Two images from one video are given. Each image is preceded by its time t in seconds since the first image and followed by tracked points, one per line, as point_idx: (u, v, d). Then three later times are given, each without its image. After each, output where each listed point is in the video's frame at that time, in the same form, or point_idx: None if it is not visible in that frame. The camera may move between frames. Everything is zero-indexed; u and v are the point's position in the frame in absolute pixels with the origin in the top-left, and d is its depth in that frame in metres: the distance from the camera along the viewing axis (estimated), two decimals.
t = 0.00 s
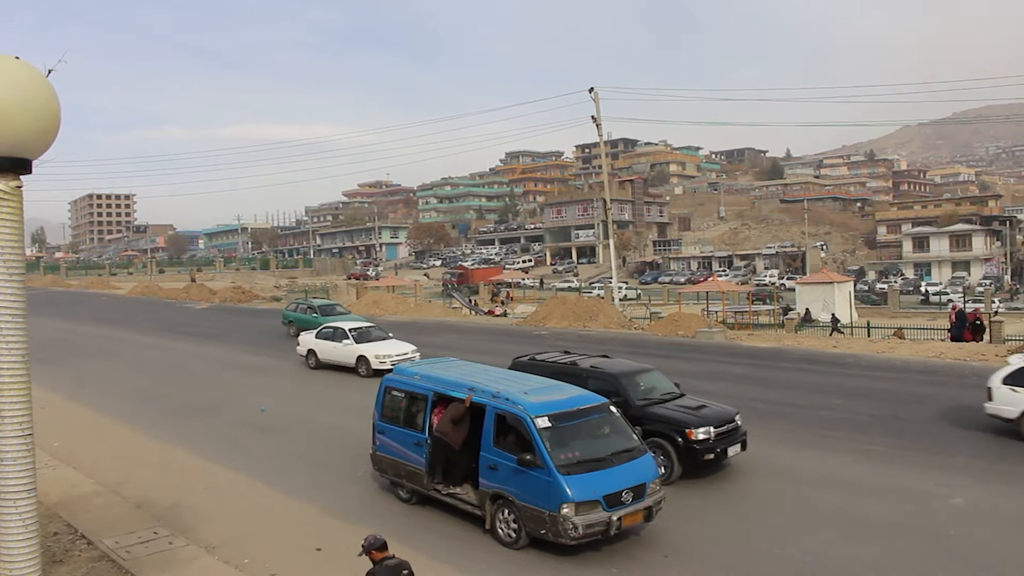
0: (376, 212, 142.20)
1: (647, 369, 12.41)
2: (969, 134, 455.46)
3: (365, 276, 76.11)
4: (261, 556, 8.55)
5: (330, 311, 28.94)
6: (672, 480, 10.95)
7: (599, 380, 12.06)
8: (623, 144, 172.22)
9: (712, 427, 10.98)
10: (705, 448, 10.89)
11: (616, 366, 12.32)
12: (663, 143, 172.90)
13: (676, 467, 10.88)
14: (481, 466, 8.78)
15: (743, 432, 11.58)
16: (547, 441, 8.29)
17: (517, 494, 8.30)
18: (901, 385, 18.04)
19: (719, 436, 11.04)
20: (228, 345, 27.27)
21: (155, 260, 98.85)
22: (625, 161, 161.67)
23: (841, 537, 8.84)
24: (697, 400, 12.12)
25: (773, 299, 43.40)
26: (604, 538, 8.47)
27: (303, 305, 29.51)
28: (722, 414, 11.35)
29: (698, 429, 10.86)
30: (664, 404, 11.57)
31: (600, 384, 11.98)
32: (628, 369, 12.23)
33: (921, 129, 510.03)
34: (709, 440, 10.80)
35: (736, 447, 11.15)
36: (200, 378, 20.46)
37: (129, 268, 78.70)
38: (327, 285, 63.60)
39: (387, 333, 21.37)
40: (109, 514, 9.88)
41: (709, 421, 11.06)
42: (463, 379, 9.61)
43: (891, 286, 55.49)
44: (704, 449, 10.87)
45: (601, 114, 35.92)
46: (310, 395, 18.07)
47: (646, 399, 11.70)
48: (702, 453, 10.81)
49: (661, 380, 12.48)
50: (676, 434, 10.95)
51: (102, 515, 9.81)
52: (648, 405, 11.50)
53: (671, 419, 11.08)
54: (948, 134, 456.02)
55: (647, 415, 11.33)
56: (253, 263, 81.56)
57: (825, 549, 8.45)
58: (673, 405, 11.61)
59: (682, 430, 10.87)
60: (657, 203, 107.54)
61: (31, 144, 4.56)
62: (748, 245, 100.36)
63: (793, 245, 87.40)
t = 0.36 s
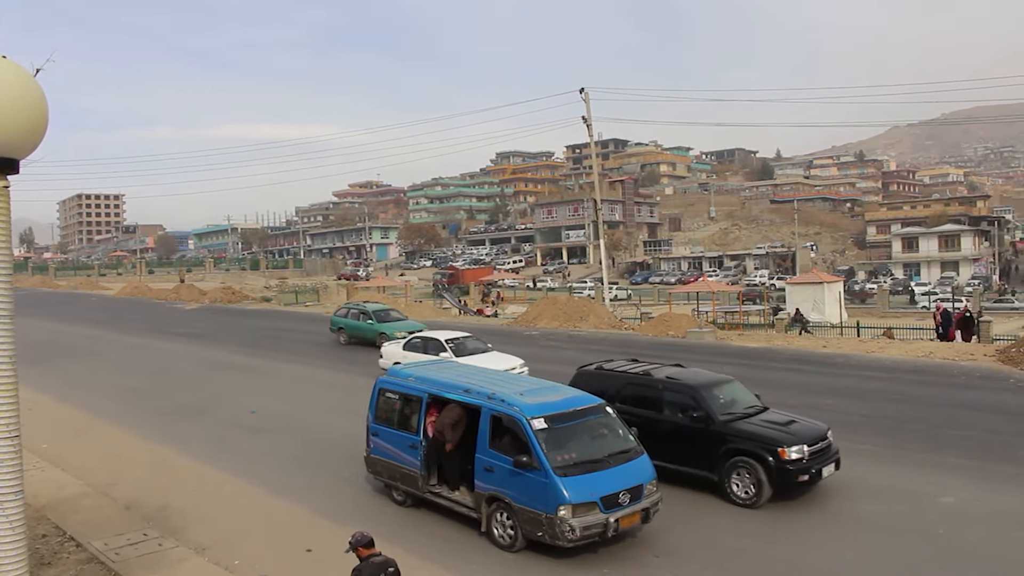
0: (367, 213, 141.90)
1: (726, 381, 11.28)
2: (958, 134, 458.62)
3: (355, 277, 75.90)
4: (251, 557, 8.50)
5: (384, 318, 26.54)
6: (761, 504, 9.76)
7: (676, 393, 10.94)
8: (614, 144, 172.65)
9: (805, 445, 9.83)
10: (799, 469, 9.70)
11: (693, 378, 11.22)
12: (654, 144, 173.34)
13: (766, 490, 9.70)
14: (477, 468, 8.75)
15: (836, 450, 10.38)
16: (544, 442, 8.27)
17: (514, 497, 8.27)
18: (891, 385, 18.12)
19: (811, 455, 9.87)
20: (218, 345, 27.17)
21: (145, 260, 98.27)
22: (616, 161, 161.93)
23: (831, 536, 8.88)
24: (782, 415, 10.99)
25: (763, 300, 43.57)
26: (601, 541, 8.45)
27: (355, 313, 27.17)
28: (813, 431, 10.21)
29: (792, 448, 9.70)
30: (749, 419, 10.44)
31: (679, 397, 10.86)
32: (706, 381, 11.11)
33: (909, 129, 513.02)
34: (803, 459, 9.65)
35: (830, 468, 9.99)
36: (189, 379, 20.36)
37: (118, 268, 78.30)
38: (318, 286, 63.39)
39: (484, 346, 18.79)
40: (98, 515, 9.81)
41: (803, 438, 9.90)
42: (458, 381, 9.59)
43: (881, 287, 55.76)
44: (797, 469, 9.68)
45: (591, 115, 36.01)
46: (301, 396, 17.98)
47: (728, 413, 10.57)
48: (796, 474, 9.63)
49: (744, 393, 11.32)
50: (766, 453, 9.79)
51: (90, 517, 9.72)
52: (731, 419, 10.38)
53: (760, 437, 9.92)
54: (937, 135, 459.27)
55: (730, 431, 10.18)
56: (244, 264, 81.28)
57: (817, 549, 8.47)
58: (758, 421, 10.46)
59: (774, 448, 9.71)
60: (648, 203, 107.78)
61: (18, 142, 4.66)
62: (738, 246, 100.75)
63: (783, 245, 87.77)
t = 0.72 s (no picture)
0: (357, 214, 141.59)
1: (823, 396, 10.13)
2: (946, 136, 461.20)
3: (346, 278, 75.53)
4: (241, 559, 8.45)
5: (455, 324, 24.18)
6: (871, 532, 8.63)
7: (765, 407, 9.84)
8: (605, 145, 172.95)
9: (921, 467, 8.67)
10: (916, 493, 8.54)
11: (786, 391, 10.09)
12: (644, 145, 173.72)
13: (878, 518, 8.57)
14: (477, 472, 8.71)
15: (951, 473, 9.19)
16: (545, 446, 8.23)
17: (515, 501, 8.23)
18: (881, 385, 18.21)
19: (928, 479, 8.70)
20: (208, 346, 27.04)
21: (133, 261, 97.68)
22: (606, 162, 162.12)
23: (819, 535, 8.95)
24: (885, 433, 9.82)
25: (752, 300, 43.70)
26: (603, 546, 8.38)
27: (422, 317, 24.75)
28: (925, 451, 9.06)
29: (905, 470, 8.56)
30: (853, 437, 9.30)
31: (770, 412, 9.76)
32: (800, 395, 10.00)
33: (898, 130, 516.08)
34: (920, 484, 8.49)
35: (947, 493, 8.81)
36: (179, 380, 20.28)
37: (107, 269, 77.76)
38: (308, 286, 63.11)
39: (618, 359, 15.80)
40: (87, 517, 9.74)
41: (918, 460, 8.74)
42: (457, 384, 9.57)
43: (870, 288, 56.01)
44: (914, 494, 8.51)
45: (582, 117, 36.00)
46: (292, 398, 17.92)
47: (826, 430, 9.45)
48: (913, 500, 8.46)
49: (842, 410, 10.15)
50: (876, 475, 8.67)
51: (79, 519, 9.66)
52: (832, 437, 9.25)
53: (871, 457, 8.78)
54: (926, 137, 462.71)
55: (837, 451, 9.03)
56: (234, 265, 80.93)
57: (807, 548, 8.52)
58: (863, 440, 9.32)
59: (885, 470, 8.59)
60: (638, 204, 107.95)
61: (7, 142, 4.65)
62: (728, 247, 101.09)
63: (774, 246, 88.14)
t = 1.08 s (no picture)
0: (348, 215, 141.27)
1: (943, 414, 8.80)
2: (935, 137, 463.84)
3: (337, 279, 75.19)
4: (231, 561, 8.39)
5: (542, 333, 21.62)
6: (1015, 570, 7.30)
7: (874, 426, 8.57)
8: (596, 146, 173.27)
9: None
10: None
11: (899, 408, 8.80)
12: (636, 146, 174.07)
13: None
14: (485, 478, 8.50)
15: None
16: (555, 451, 8.02)
17: (525, 508, 8.03)
18: (871, 385, 18.32)
19: None
20: (198, 347, 26.92)
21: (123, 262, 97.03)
22: (597, 164, 162.41)
23: (810, 533, 8.98)
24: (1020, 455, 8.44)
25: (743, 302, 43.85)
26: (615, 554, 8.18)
27: (506, 325, 21.96)
28: None
29: None
30: (987, 462, 7.95)
31: (883, 431, 8.47)
32: (916, 411, 8.69)
33: (888, 132, 518.97)
34: None
35: None
36: (169, 381, 20.18)
37: (98, 270, 77.23)
38: (299, 287, 62.86)
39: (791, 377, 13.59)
40: (76, 520, 9.65)
41: None
42: (463, 388, 9.38)
43: (860, 288, 56.24)
44: None
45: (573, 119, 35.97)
46: (283, 399, 17.86)
47: (952, 452, 8.14)
48: None
49: (963, 429, 8.82)
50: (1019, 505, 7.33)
51: (68, 521, 9.58)
52: (962, 461, 7.92)
53: (1007, 484, 7.45)
54: (915, 139, 465.88)
55: (966, 477, 7.73)
56: (225, 266, 80.60)
57: (801, 546, 8.53)
58: (999, 466, 7.97)
59: None
60: (629, 205, 108.14)
61: None
62: (718, 248, 101.45)
63: (764, 247, 88.47)
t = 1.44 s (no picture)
0: (337, 216, 140.84)
1: None
2: (922, 140, 467.23)
3: (327, 280, 75.15)
4: (220, 564, 8.33)
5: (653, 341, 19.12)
6: None
7: None
8: (586, 148, 173.67)
9: None
10: None
11: None
12: (626, 148, 174.47)
13: None
14: (501, 488, 8.14)
15: None
16: (577, 459, 7.65)
17: (545, 519, 7.65)
18: (859, 387, 18.45)
19: None
20: (187, 349, 26.80)
21: (111, 263, 96.36)
22: (587, 166, 162.81)
23: (802, 537, 9.01)
24: None
25: (732, 305, 44.00)
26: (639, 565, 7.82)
27: (613, 334, 19.53)
28: None
29: None
30: None
31: None
32: None
33: (877, 134, 522.47)
34: None
35: None
36: (158, 383, 20.07)
37: (86, 271, 76.70)
38: (288, 288, 62.65)
39: None
40: (64, 523, 9.58)
41: None
42: (475, 393, 8.98)
43: (849, 290, 56.55)
44: None
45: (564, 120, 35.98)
46: (273, 400, 17.80)
47: None
48: None
49: None
50: None
51: (58, 524, 9.51)
52: None
53: None
54: (903, 141, 469.18)
55: None
56: (214, 267, 80.24)
57: (793, 550, 8.54)
58: None
59: None
60: (619, 207, 108.38)
61: None
62: (708, 250, 101.87)
63: (754, 249, 88.84)
